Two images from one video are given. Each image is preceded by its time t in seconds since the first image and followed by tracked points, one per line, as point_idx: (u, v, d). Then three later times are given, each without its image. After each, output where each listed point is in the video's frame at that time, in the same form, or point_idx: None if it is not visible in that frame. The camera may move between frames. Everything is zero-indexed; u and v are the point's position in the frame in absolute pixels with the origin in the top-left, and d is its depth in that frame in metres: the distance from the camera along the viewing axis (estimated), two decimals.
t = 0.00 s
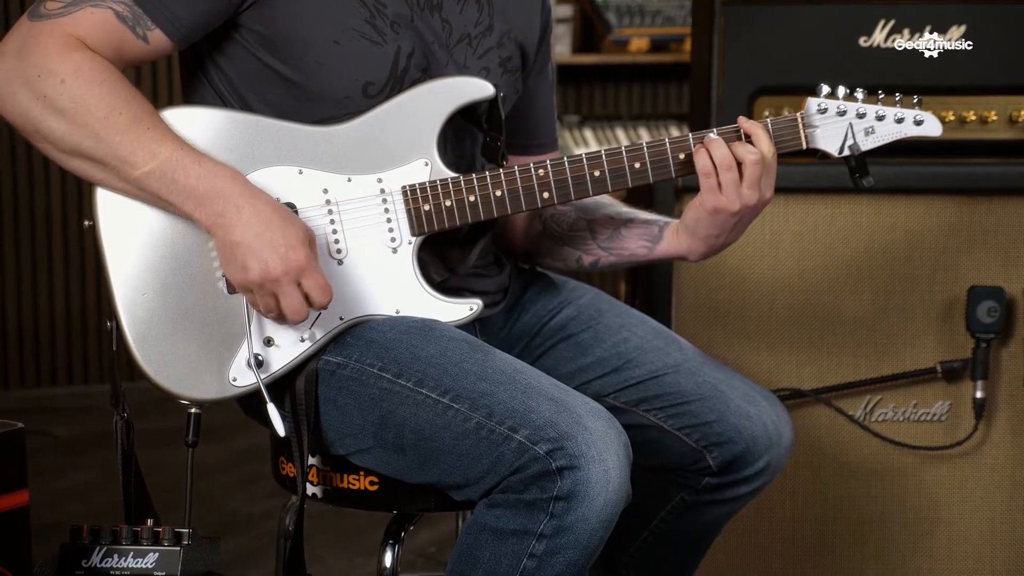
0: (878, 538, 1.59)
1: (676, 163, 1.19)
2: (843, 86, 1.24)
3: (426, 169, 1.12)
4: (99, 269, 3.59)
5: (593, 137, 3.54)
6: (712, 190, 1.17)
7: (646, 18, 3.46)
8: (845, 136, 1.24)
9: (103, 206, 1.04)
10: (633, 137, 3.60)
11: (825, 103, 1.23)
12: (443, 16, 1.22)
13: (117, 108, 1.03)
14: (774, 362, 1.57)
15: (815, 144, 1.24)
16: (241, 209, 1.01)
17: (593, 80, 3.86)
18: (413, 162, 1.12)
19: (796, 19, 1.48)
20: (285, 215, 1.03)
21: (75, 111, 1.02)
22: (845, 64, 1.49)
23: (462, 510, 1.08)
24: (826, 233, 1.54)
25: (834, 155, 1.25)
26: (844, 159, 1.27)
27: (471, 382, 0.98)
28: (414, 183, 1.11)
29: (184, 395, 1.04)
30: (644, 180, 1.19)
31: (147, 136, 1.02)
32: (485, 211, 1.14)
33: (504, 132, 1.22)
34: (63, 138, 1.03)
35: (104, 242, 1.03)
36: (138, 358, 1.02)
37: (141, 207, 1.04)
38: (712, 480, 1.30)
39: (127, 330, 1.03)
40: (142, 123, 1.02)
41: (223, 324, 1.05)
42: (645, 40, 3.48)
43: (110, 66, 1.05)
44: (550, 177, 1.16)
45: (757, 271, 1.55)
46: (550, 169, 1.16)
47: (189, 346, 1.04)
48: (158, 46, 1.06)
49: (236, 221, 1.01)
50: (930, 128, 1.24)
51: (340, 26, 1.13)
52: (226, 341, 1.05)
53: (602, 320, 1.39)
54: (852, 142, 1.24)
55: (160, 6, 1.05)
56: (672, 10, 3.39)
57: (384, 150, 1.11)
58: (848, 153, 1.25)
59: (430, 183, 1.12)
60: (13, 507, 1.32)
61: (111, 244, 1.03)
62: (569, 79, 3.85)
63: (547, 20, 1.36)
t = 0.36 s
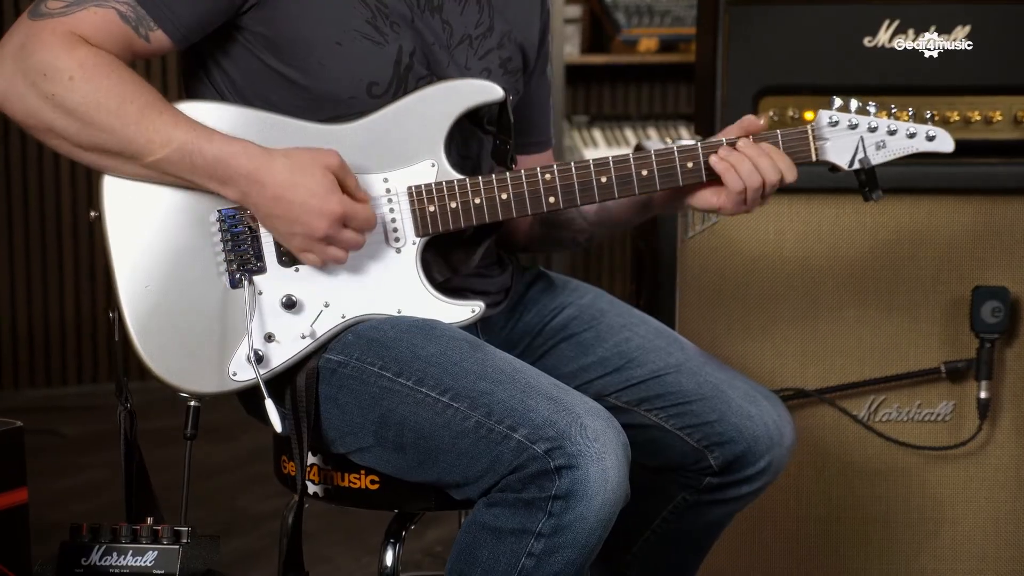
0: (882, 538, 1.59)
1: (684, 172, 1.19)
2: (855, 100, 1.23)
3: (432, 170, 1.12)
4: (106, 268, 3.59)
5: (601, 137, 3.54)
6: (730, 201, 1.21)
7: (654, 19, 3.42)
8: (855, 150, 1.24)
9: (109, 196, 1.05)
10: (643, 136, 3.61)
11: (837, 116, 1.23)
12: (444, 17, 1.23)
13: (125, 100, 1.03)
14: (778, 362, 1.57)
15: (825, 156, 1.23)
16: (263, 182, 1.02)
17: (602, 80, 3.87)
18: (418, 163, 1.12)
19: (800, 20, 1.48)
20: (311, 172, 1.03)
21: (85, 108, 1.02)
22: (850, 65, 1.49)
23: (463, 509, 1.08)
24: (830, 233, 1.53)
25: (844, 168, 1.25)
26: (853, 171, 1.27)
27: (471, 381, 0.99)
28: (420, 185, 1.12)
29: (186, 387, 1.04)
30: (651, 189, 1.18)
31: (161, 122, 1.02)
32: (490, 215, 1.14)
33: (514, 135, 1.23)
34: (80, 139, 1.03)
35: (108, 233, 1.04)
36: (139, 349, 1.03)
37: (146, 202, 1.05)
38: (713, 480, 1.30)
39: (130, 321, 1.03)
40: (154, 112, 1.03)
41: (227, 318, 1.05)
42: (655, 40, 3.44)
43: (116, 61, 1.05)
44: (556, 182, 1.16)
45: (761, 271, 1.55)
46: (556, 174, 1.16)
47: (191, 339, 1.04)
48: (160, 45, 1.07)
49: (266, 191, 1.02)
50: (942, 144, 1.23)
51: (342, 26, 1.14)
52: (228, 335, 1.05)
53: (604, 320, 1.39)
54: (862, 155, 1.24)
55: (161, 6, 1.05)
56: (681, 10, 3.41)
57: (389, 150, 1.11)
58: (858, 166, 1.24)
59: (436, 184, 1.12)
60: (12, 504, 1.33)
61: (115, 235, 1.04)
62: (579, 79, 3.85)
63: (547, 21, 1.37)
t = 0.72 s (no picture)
0: (886, 538, 1.58)
1: (683, 171, 1.19)
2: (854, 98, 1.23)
3: (433, 169, 1.13)
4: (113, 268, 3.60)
5: (611, 137, 3.56)
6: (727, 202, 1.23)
7: (665, 18, 3.45)
8: (854, 148, 1.24)
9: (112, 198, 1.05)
10: (651, 135, 3.64)
11: (836, 114, 1.23)
12: (444, 17, 1.23)
13: (129, 104, 1.03)
14: (782, 362, 1.57)
15: (824, 155, 1.23)
16: (268, 184, 1.02)
17: (612, 80, 3.86)
18: (419, 162, 1.12)
19: (803, 19, 1.48)
20: (319, 167, 1.04)
21: (88, 114, 1.02)
22: (854, 65, 1.49)
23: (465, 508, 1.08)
24: (835, 233, 1.53)
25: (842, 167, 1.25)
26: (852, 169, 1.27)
27: (473, 380, 0.99)
28: (421, 184, 1.12)
29: (190, 387, 1.05)
30: (651, 187, 1.18)
31: (162, 125, 1.03)
32: (490, 213, 1.14)
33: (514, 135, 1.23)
34: (81, 143, 1.03)
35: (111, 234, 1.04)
36: (143, 349, 1.03)
37: (148, 203, 1.05)
38: (716, 479, 1.30)
39: (134, 321, 1.04)
40: (156, 115, 1.03)
41: (230, 314, 1.06)
42: (665, 40, 3.44)
43: (120, 66, 1.06)
44: (557, 181, 1.16)
45: (766, 271, 1.55)
46: (557, 173, 1.16)
47: (195, 338, 1.05)
48: (161, 49, 1.07)
49: (270, 190, 1.03)
50: (940, 142, 1.23)
51: (343, 27, 1.14)
52: (232, 334, 1.06)
53: (607, 318, 1.39)
54: (861, 153, 1.24)
55: (161, 8, 1.05)
56: (691, 10, 3.44)
57: (391, 150, 1.12)
58: (857, 165, 1.25)
59: (436, 183, 1.12)
60: (12, 502, 1.33)
61: (117, 236, 1.04)
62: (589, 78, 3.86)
63: (546, 18, 1.37)
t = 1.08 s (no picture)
0: (891, 538, 1.58)
1: (681, 163, 1.20)
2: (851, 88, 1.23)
3: (431, 168, 1.13)
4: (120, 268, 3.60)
5: (620, 137, 3.57)
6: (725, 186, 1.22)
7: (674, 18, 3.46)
8: (853, 136, 1.24)
9: (111, 206, 1.06)
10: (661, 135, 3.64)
11: (833, 104, 1.23)
12: (445, 16, 1.23)
13: (124, 116, 1.03)
14: (787, 362, 1.57)
15: (822, 144, 1.24)
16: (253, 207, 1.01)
17: (621, 80, 3.87)
18: (418, 162, 1.13)
19: (807, 20, 1.48)
20: (303, 208, 1.02)
21: (84, 124, 1.03)
22: (858, 65, 1.49)
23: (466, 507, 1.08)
24: (840, 233, 1.53)
25: (841, 156, 1.25)
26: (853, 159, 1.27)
27: (473, 380, 0.99)
28: (419, 183, 1.12)
29: (191, 391, 1.05)
30: (649, 180, 1.19)
31: (155, 140, 1.03)
32: (490, 210, 1.14)
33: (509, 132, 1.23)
34: (77, 151, 1.04)
35: (112, 241, 1.05)
36: (143, 353, 1.03)
37: (147, 214, 1.06)
38: (717, 478, 1.30)
39: (133, 326, 1.04)
40: (151, 130, 1.03)
41: (230, 318, 1.06)
42: (673, 41, 3.41)
43: (119, 76, 1.06)
44: (555, 177, 1.16)
45: (770, 271, 1.55)
46: (555, 169, 1.16)
47: (195, 342, 1.05)
48: (163, 54, 1.07)
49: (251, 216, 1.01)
50: (938, 128, 1.23)
51: (343, 28, 1.14)
52: (232, 338, 1.06)
53: (608, 319, 1.39)
54: (861, 141, 1.24)
55: (160, 11, 1.05)
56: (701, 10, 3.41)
57: (389, 149, 1.12)
58: (855, 154, 1.25)
59: (435, 181, 1.12)
60: (12, 500, 1.34)
61: (118, 243, 1.05)
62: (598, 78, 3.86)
63: (546, 18, 1.37)
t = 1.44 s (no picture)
0: (896, 538, 1.58)
1: (686, 169, 1.20)
2: (858, 96, 1.23)
3: (436, 168, 1.13)
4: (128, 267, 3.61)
5: (629, 137, 3.57)
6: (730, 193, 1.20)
7: (682, 17, 3.43)
8: (859, 145, 1.24)
9: (116, 199, 1.06)
10: (670, 135, 3.64)
11: (839, 111, 1.23)
12: (446, 15, 1.23)
13: (124, 109, 1.04)
14: (792, 362, 1.57)
15: (828, 152, 1.23)
16: (260, 190, 1.02)
17: (630, 80, 3.87)
18: (422, 162, 1.13)
19: (812, 20, 1.48)
20: (306, 182, 1.03)
21: (84, 119, 1.03)
22: (862, 65, 1.49)
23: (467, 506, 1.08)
24: (844, 234, 1.53)
25: (847, 163, 1.25)
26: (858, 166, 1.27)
27: (474, 378, 0.99)
28: (424, 183, 1.12)
29: (194, 385, 1.06)
30: (654, 184, 1.19)
31: (157, 131, 1.03)
32: (493, 212, 1.14)
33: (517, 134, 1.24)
34: (79, 146, 1.05)
35: (116, 234, 1.05)
36: (147, 347, 1.04)
37: (155, 206, 1.06)
38: (720, 477, 1.30)
39: (137, 320, 1.04)
40: (152, 120, 1.04)
41: (234, 314, 1.06)
42: (683, 40, 3.44)
43: (120, 72, 1.06)
44: (559, 180, 1.16)
45: (774, 271, 1.55)
46: (558, 171, 1.16)
47: (199, 337, 1.05)
48: (162, 53, 1.08)
49: (260, 201, 1.02)
50: (945, 139, 1.22)
51: (345, 28, 1.14)
52: (235, 333, 1.06)
53: (611, 318, 1.39)
54: (866, 150, 1.24)
55: (161, 11, 1.06)
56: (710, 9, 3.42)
57: (393, 149, 1.12)
58: (861, 162, 1.24)
59: (439, 181, 1.12)
60: (12, 497, 1.35)
61: (122, 236, 1.05)
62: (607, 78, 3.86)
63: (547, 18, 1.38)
